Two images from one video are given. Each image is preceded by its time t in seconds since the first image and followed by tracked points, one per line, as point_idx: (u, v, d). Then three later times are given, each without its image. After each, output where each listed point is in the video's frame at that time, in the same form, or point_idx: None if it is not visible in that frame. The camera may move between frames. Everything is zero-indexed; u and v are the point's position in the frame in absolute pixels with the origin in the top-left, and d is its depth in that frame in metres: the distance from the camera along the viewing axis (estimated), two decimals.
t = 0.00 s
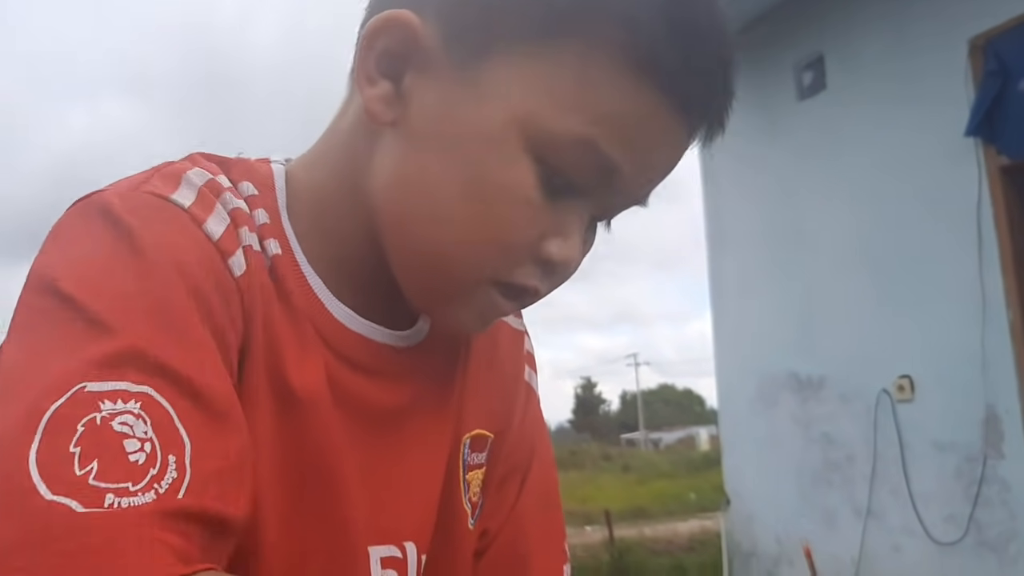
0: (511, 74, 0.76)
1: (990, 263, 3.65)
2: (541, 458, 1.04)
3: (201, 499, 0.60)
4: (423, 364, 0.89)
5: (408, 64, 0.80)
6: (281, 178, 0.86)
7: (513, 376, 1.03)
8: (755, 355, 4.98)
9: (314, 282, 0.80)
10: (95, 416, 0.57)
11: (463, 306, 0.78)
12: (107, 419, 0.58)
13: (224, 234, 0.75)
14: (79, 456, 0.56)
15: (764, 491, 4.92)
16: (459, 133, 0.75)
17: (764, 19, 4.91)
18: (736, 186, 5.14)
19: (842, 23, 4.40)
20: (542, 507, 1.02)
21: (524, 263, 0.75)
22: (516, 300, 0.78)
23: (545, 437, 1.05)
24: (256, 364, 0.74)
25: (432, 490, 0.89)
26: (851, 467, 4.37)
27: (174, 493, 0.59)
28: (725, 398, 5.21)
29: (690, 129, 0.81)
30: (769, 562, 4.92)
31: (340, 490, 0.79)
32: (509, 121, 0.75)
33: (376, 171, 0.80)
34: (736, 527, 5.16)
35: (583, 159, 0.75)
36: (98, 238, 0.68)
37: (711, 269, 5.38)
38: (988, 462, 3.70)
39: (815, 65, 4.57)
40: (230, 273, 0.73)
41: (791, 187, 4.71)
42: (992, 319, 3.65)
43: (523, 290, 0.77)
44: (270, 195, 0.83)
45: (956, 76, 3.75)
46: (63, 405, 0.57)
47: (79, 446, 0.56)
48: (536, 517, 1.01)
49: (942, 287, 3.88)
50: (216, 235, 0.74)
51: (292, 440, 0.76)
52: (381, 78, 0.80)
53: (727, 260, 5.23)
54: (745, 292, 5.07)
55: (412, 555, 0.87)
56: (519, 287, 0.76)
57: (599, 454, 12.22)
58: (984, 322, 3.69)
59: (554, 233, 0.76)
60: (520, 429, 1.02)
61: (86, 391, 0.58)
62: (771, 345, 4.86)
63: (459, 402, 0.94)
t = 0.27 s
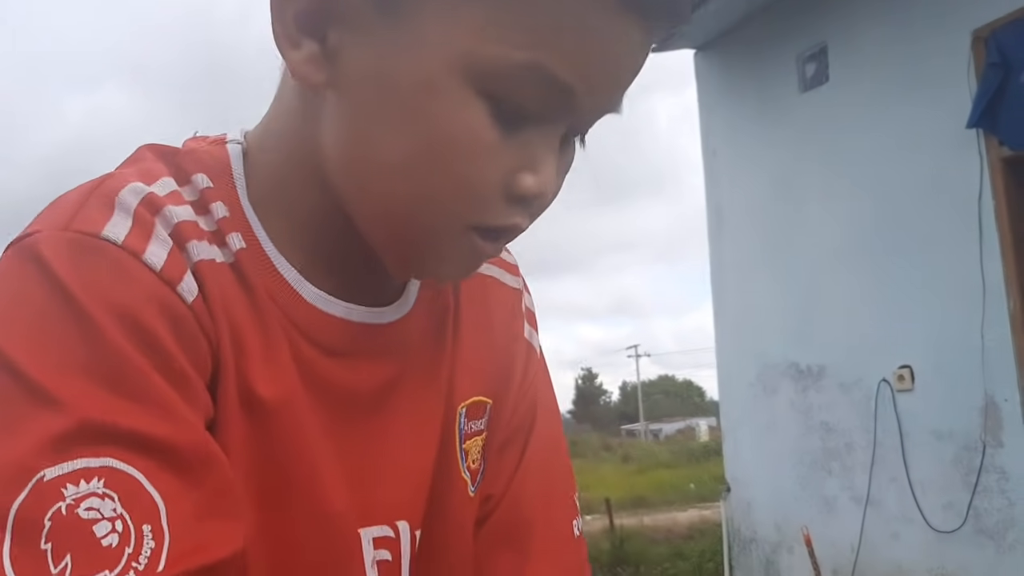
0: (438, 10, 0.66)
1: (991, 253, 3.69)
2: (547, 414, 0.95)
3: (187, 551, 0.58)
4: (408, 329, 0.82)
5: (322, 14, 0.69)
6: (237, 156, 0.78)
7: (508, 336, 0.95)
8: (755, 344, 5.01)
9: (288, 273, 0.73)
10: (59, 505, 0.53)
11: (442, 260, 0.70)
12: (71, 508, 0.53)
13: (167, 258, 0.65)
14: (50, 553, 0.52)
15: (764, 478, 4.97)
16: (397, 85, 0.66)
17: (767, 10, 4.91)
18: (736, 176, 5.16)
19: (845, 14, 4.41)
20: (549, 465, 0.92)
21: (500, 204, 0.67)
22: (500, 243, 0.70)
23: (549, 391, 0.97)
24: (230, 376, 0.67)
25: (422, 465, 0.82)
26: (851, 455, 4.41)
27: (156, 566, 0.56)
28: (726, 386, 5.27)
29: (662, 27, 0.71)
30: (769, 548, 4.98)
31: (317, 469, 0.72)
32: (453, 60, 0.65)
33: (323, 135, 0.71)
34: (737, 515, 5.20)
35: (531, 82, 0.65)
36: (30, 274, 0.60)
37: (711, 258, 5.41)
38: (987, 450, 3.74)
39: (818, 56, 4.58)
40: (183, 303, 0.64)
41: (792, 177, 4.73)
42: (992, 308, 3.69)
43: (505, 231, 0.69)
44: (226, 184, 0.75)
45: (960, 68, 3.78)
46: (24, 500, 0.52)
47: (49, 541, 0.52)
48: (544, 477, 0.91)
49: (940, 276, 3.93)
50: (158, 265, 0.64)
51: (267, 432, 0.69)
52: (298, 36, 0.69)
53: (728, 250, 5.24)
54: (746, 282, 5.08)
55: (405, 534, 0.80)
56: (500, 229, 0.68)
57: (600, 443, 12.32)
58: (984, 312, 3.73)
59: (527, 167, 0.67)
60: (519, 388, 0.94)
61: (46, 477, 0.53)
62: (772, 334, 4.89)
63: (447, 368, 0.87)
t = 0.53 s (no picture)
0: None
1: (995, 241, 3.73)
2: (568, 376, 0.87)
3: (226, 487, 0.55)
4: (414, 288, 0.77)
5: None
6: (240, 118, 0.75)
7: (522, 297, 0.88)
8: (757, 332, 5.02)
9: (289, 227, 0.70)
10: (99, 452, 0.51)
11: (439, 207, 0.65)
12: (109, 453, 0.51)
13: (172, 215, 0.62)
14: (97, 497, 0.50)
15: (767, 464, 5.00)
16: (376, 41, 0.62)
17: None
18: (740, 164, 5.16)
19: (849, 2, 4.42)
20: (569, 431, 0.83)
21: (493, 151, 0.62)
22: (502, 189, 0.65)
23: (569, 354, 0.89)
24: (241, 324, 0.63)
25: (432, 427, 0.77)
26: (853, 441, 4.45)
27: (195, 507, 0.53)
28: (729, 375, 5.27)
29: None
30: (770, 533, 5.02)
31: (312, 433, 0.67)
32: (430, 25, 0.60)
33: (308, 94, 0.68)
34: (738, 501, 5.23)
35: (512, 29, 0.60)
36: (46, 244, 0.58)
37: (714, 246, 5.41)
38: (989, 436, 3.79)
39: (823, 44, 4.57)
40: (191, 255, 0.61)
41: (796, 165, 4.74)
42: (995, 295, 3.74)
43: (504, 178, 0.64)
44: (225, 144, 0.72)
45: (966, 57, 3.81)
46: (62, 452, 0.50)
47: (94, 485, 0.50)
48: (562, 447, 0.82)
49: (943, 262, 3.97)
50: (164, 220, 0.61)
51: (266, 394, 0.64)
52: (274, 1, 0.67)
53: (731, 238, 5.25)
54: (750, 270, 5.09)
55: (412, 496, 0.74)
56: (497, 175, 0.63)
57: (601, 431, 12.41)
58: (988, 299, 3.77)
59: (517, 112, 0.61)
60: (535, 349, 0.87)
61: (84, 426, 0.51)
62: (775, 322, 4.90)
63: (458, 329, 0.81)
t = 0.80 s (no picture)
0: None
1: (1000, 223, 3.74)
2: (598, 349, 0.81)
3: (231, 442, 0.47)
4: (443, 255, 0.70)
5: None
6: (279, 83, 0.69)
7: (551, 266, 0.81)
8: (762, 316, 5.00)
9: (324, 192, 0.64)
10: (106, 398, 0.45)
11: (468, 178, 0.61)
12: (114, 399, 0.45)
13: (206, 175, 0.56)
14: (94, 443, 0.44)
15: (769, 447, 5.00)
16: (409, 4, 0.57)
17: None
18: (743, 146, 5.13)
19: None
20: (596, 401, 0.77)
21: (526, 121, 0.57)
22: (534, 163, 0.60)
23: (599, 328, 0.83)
24: (271, 281, 0.57)
25: (456, 400, 0.71)
26: (857, 423, 4.45)
27: (191, 463, 0.45)
28: (733, 359, 5.26)
29: None
30: (772, 515, 5.04)
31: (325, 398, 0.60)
32: None
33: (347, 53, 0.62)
34: (741, 484, 5.25)
35: None
36: (85, 184, 0.54)
37: (718, 229, 5.38)
38: (992, 418, 3.80)
39: (829, 26, 4.56)
40: (224, 210, 0.55)
41: (801, 147, 4.73)
42: (1000, 277, 3.74)
43: (535, 151, 0.59)
44: (265, 108, 0.66)
45: (973, 40, 3.81)
46: (71, 395, 0.45)
47: (95, 430, 0.45)
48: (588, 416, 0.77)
49: (947, 244, 3.97)
50: (198, 174, 0.55)
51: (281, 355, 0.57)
52: None
53: (735, 222, 5.22)
54: (755, 252, 5.06)
55: (437, 457, 0.69)
56: (530, 147, 0.58)
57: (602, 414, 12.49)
58: (992, 281, 3.78)
59: (551, 80, 0.57)
60: (563, 320, 0.80)
61: (94, 371, 0.46)
62: (779, 305, 4.88)
63: (487, 298, 0.75)
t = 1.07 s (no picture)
0: None
1: (999, 220, 3.77)
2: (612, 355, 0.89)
3: (310, 382, 0.51)
4: (477, 249, 0.76)
5: None
6: (331, 80, 0.74)
7: (572, 271, 0.88)
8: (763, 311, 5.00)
9: (374, 177, 0.69)
10: (202, 334, 0.49)
11: (504, 176, 0.66)
12: (212, 334, 0.50)
13: (283, 139, 0.63)
14: (194, 372, 0.49)
15: (770, 442, 5.01)
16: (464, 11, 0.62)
17: None
18: (744, 141, 5.12)
19: None
20: (606, 402, 0.87)
21: (561, 127, 0.63)
22: (563, 165, 0.66)
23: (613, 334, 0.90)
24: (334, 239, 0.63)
25: (482, 379, 0.75)
26: (856, 419, 4.47)
27: (283, 391, 0.50)
28: (734, 356, 5.25)
29: None
30: (773, 510, 5.06)
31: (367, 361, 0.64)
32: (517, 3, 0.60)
33: (399, 53, 0.67)
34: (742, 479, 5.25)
35: (588, 10, 0.59)
36: (178, 152, 0.59)
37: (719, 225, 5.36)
38: (991, 413, 3.84)
39: (831, 23, 4.57)
40: (298, 171, 0.62)
41: (802, 144, 4.73)
42: (999, 272, 3.78)
43: (565, 154, 0.65)
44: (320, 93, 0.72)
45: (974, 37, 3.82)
46: (172, 332, 0.49)
47: (194, 361, 0.49)
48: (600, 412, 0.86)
49: (947, 240, 4.00)
50: (277, 139, 0.62)
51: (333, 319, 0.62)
52: None
53: (736, 218, 5.21)
54: (756, 248, 5.06)
55: (458, 434, 0.73)
56: (561, 150, 0.64)
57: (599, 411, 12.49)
58: (992, 277, 3.81)
59: (585, 90, 0.62)
60: (581, 323, 0.87)
61: (191, 311, 0.50)
62: (780, 300, 4.89)
63: (513, 288, 0.81)
